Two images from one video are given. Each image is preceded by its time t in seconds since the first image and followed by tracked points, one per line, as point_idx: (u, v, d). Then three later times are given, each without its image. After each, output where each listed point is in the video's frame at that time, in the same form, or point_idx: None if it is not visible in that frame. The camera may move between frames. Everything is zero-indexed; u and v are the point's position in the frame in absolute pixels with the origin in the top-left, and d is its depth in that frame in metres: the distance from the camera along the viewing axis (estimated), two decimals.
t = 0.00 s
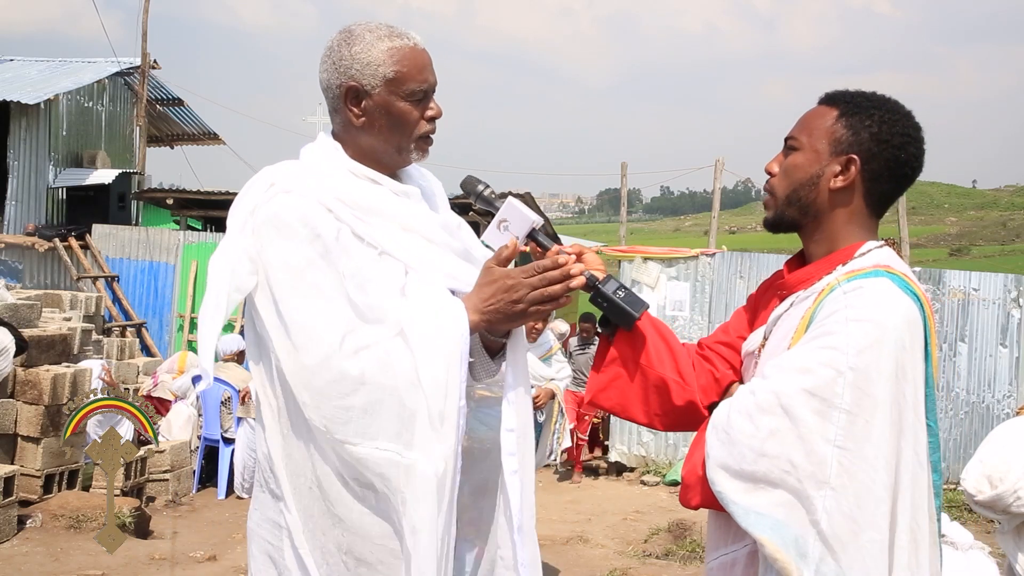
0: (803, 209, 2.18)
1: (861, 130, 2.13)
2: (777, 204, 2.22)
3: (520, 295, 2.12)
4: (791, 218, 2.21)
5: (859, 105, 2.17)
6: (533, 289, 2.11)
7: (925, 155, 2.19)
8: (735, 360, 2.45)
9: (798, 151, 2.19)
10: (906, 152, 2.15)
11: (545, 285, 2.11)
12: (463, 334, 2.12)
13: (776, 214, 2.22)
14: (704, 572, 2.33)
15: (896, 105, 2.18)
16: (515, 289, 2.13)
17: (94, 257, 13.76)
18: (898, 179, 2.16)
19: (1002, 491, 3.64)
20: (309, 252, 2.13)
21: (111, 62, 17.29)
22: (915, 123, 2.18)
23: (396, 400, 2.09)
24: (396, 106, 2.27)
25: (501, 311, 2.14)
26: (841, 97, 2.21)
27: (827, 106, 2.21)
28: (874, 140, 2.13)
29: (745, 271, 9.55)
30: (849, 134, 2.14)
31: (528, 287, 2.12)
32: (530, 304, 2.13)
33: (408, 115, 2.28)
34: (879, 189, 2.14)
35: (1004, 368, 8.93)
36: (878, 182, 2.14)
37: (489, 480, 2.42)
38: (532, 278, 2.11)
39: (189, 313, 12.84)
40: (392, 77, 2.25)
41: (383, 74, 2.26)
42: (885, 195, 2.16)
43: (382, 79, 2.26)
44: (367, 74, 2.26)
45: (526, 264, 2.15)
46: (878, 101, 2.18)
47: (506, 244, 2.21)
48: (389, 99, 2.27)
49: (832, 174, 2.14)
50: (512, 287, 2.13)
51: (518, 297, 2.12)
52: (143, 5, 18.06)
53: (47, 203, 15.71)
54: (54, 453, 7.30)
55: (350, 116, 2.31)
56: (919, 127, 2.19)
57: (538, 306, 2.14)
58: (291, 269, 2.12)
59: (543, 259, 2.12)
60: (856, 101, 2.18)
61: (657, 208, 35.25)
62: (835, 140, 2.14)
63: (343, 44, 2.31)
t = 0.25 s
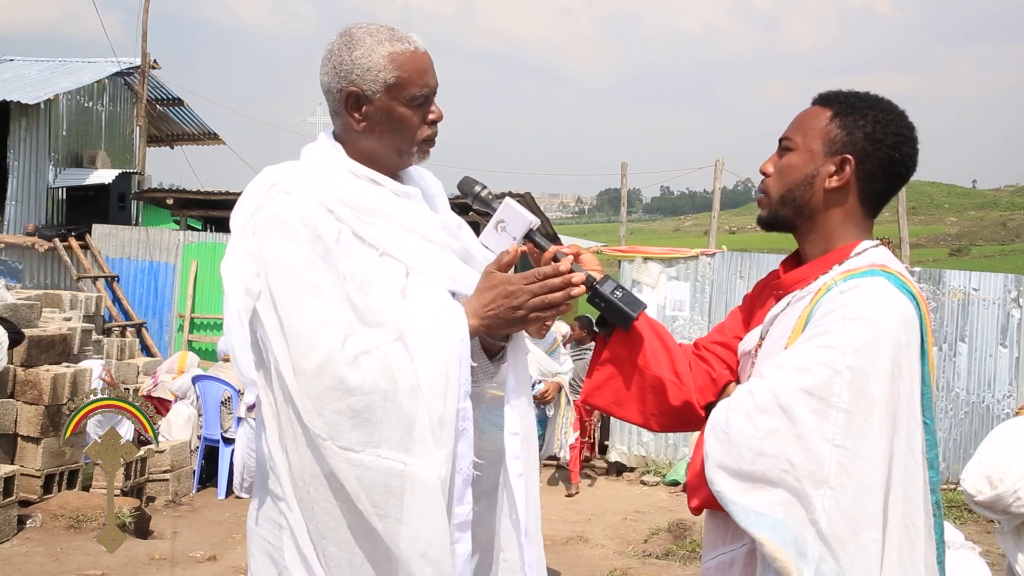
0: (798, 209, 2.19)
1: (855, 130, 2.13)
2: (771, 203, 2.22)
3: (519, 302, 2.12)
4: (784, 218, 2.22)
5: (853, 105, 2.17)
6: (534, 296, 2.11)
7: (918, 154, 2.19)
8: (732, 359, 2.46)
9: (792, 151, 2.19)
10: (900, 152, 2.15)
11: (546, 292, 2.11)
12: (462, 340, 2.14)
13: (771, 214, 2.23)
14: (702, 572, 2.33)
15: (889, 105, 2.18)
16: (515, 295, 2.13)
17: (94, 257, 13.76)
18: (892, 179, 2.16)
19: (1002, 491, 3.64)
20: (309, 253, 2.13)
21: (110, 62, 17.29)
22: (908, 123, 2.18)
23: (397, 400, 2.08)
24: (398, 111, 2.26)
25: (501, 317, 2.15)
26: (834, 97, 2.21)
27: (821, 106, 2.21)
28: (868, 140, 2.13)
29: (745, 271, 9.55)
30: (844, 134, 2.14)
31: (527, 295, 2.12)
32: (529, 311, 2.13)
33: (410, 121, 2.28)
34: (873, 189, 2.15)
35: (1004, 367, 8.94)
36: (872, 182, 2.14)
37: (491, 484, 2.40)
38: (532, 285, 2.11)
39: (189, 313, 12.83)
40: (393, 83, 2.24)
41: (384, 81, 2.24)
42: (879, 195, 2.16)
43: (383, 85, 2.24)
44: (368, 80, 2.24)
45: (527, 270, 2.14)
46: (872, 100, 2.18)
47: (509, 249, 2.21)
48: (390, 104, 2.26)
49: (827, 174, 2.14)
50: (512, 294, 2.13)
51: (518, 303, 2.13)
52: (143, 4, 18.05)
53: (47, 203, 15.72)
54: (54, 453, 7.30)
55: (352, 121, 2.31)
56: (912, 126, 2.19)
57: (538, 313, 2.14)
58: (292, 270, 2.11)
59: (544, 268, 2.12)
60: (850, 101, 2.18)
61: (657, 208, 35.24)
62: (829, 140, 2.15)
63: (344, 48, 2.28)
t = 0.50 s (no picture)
0: (795, 208, 2.19)
1: (851, 130, 2.13)
2: (768, 203, 2.22)
3: (519, 310, 2.13)
4: (781, 218, 2.22)
5: (849, 105, 2.17)
6: (532, 305, 2.12)
7: (914, 153, 2.19)
8: (730, 360, 2.47)
9: (788, 152, 2.19)
10: (896, 151, 2.15)
11: (545, 301, 2.12)
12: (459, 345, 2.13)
13: (768, 214, 2.23)
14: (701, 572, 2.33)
15: (885, 104, 2.18)
16: (514, 304, 2.13)
17: (94, 257, 13.76)
18: (889, 179, 2.16)
19: (1002, 492, 3.64)
20: (309, 254, 2.12)
21: (111, 62, 17.29)
22: (903, 122, 2.18)
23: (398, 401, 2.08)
24: (397, 116, 2.26)
25: (501, 325, 2.16)
26: (830, 97, 2.21)
27: (816, 106, 2.21)
28: (864, 140, 2.13)
29: (745, 271, 9.55)
30: (840, 134, 2.14)
31: (526, 304, 2.12)
32: (529, 318, 2.14)
33: (410, 125, 2.28)
34: (870, 188, 2.14)
35: (1003, 367, 8.95)
36: (869, 181, 2.14)
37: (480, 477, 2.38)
38: (531, 294, 2.12)
39: (189, 313, 12.83)
40: (392, 88, 2.23)
41: (382, 85, 2.23)
42: (876, 194, 2.16)
43: (381, 90, 2.23)
44: (366, 85, 2.24)
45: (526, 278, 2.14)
46: (868, 100, 2.18)
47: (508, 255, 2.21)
48: (389, 109, 2.25)
49: (823, 174, 2.14)
50: (511, 302, 2.14)
51: (517, 312, 2.13)
52: (143, 4, 18.05)
53: (47, 203, 15.72)
54: (54, 453, 7.30)
55: (351, 126, 2.30)
56: (908, 125, 2.19)
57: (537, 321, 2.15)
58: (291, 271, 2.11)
59: (541, 277, 2.12)
60: (846, 100, 2.18)
61: (657, 208, 35.24)
62: (825, 140, 2.15)
63: (342, 52, 2.27)
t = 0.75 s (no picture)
0: (795, 209, 2.19)
1: (851, 130, 2.13)
2: (768, 204, 2.22)
3: (521, 329, 2.13)
4: (781, 218, 2.22)
5: (849, 105, 2.17)
6: (536, 326, 2.12)
7: (915, 152, 2.19)
8: (731, 360, 2.47)
9: (788, 152, 2.19)
10: (896, 151, 2.15)
11: (549, 325, 2.12)
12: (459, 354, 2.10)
13: (768, 215, 2.23)
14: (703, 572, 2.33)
15: (884, 103, 2.18)
16: (517, 323, 2.13)
17: (94, 257, 13.75)
18: (889, 178, 2.16)
19: (1002, 492, 3.64)
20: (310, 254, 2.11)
21: (111, 62, 17.29)
22: (903, 122, 2.18)
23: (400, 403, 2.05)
24: (395, 115, 2.25)
25: (502, 342, 2.16)
26: (829, 97, 2.21)
27: (815, 106, 2.21)
28: (864, 140, 2.13)
29: (745, 271, 9.55)
30: (840, 134, 2.14)
31: (530, 325, 2.12)
32: (530, 338, 2.14)
33: (408, 124, 2.27)
34: (870, 188, 2.14)
35: (1004, 368, 8.93)
36: (869, 181, 2.14)
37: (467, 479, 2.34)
38: (535, 315, 2.12)
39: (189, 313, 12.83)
40: (390, 87, 2.23)
41: (380, 85, 2.23)
42: (876, 194, 2.16)
43: (379, 90, 2.23)
44: (364, 84, 2.23)
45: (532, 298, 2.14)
46: (867, 100, 2.18)
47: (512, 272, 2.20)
48: (387, 109, 2.25)
49: (823, 174, 2.14)
50: (515, 322, 2.13)
51: (519, 330, 2.13)
52: (143, 4, 18.05)
53: (47, 203, 15.72)
54: (54, 453, 7.30)
55: (349, 126, 2.30)
56: (907, 125, 2.18)
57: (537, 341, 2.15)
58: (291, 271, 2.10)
59: (548, 300, 2.11)
60: (845, 101, 2.18)
61: (657, 208, 35.25)
62: (825, 140, 2.15)
63: (340, 51, 2.27)
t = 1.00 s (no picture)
0: (798, 209, 2.19)
1: (854, 130, 2.13)
2: (771, 204, 2.22)
3: (521, 301, 2.11)
4: (785, 218, 2.21)
5: (852, 106, 2.17)
6: (535, 295, 2.11)
7: (918, 153, 2.19)
8: (735, 361, 2.47)
9: (792, 153, 2.19)
10: (899, 151, 2.15)
11: (547, 292, 2.10)
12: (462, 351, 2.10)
13: (771, 215, 2.22)
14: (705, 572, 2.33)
15: (887, 104, 2.18)
16: (516, 295, 2.12)
17: (94, 257, 13.75)
18: (892, 178, 2.16)
19: (1002, 492, 3.65)
20: (311, 254, 2.10)
21: (111, 62, 17.29)
22: (906, 122, 2.18)
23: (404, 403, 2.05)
24: (394, 114, 2.25)
25: (505, 318, 2.14)
26: (832, 97, 2.21)
27: (819, 106, 2.21)
28: (867, 140, 2.13)
29: (745, 271, 9.55)
30: (844, 135, 2.14)
31: (528, 295, 2.11)
32: (531, 310, 2.12)
33: (407, 123, 2.26)
34: (873, 189, 2.15)
35: (1004, 368, 8.92)
36: (872, 181, 2.14)
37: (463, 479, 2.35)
38: (532, 284, 2.10)
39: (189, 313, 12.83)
40: (388, 86, 2.22)
41: (379, 84, 2.22)
42: (879, 195, 2.16)
43: (377, 89, 2.23)
44: (363, 83, 2.23)
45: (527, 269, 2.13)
46: (870, 100, 2.18)
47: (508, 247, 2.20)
48: (386, 108, 2.24)
49: (827, 174, 2.14)
50: (513, 294, 2.12)
51: (519, 303, 2.12)
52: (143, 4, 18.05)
53: (47, 203, 15.72)
54: (54, 453, 7.31)
55: (348, 125, 2.29)
56: (910, 125, 2.18)
57: (540, 312, 2.13)
58: (293, 271, 2.09)
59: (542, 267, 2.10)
60: (848, 101, 2.18)
61: (657, 208, 35.26)
62: (828, 140, 2.15)
63: (339, 50, 2.26)
